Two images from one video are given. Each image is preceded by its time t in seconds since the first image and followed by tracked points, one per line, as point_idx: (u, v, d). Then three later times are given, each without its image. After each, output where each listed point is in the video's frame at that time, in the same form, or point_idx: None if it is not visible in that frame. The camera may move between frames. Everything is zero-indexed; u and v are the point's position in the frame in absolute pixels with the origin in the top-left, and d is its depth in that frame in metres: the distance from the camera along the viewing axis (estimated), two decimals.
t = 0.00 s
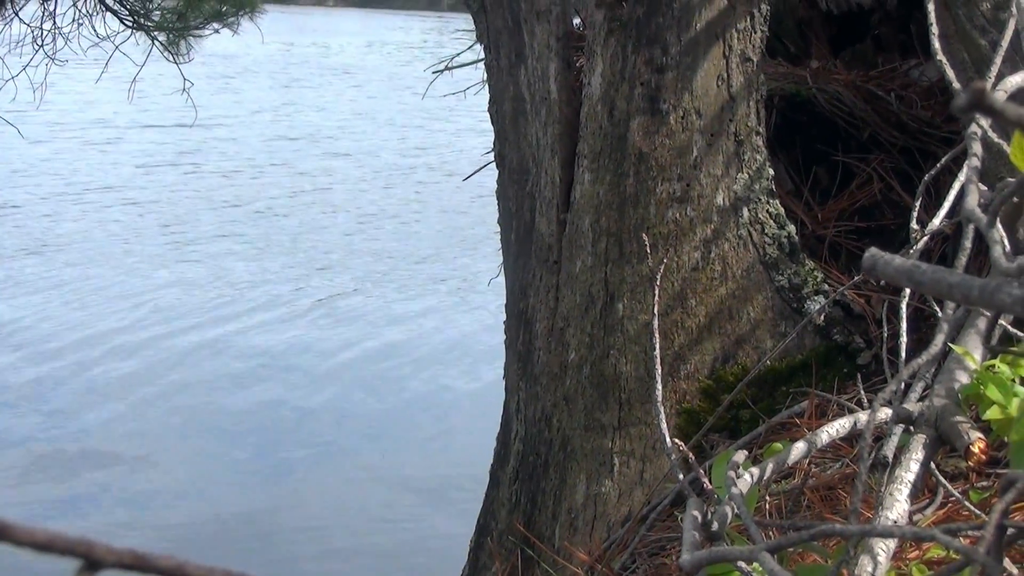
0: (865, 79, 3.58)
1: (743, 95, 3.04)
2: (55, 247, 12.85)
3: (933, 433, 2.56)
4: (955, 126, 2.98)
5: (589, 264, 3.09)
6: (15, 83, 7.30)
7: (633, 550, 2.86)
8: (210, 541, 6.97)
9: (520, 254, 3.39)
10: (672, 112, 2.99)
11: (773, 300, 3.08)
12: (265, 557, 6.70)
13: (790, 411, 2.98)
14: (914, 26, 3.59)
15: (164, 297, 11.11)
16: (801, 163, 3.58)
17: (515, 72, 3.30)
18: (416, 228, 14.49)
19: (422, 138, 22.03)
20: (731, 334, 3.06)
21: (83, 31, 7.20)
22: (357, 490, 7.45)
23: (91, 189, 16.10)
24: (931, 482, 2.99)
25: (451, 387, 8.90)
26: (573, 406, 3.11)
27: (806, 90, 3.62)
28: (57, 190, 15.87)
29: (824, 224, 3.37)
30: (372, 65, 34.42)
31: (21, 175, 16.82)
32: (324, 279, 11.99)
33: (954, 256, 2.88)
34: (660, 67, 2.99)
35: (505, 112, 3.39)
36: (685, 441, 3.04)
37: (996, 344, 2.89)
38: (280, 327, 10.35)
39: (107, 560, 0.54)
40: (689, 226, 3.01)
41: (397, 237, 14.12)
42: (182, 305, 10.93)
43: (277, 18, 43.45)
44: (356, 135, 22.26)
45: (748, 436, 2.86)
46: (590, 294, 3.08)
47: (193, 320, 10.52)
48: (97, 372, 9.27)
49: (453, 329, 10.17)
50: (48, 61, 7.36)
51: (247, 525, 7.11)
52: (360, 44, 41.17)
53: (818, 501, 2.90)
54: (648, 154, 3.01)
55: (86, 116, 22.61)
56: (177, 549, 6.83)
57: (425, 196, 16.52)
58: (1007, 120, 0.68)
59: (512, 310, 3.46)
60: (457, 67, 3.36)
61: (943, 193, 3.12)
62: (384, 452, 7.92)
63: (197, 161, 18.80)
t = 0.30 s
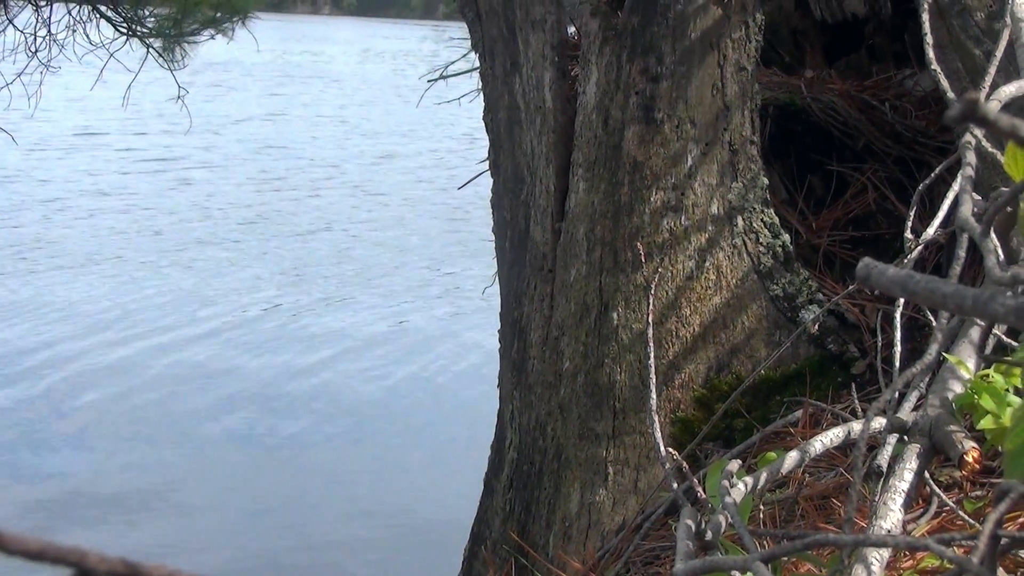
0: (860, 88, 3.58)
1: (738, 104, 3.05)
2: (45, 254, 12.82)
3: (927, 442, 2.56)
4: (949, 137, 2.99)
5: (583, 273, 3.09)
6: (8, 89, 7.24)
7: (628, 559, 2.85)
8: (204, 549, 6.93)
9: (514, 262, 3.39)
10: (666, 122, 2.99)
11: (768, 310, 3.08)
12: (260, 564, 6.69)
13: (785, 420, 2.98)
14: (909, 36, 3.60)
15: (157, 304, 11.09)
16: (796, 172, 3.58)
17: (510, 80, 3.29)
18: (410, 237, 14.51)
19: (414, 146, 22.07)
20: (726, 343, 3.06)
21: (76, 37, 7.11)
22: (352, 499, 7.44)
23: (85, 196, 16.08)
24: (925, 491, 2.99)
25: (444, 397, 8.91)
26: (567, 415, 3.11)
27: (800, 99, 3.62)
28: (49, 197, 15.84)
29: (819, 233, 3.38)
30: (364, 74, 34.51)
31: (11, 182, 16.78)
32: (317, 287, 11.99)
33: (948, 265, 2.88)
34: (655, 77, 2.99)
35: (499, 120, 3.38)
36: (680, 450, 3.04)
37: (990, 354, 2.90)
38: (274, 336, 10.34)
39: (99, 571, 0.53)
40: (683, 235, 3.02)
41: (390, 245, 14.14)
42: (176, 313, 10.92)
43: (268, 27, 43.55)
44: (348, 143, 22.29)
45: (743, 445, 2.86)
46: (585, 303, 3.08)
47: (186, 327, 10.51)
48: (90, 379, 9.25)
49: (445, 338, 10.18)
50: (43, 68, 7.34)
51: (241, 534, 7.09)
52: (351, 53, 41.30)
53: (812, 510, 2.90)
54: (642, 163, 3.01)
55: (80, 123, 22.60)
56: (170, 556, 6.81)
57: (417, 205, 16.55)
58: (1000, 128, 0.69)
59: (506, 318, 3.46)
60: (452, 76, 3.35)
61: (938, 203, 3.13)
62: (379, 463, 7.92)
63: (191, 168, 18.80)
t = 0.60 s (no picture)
0: (854, 99, 3.57)
1: (731, 114, 3.05)
2: (39, 262, 12.82)
3: (920, 452, 2.58)
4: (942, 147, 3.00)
5: (577, 283, 3.09)
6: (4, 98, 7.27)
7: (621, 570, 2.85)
8: (200, 555, 6.93)
9: (507, 272, 3.39)
10: (660, 132, 3.00)
11: (761, 320, 3.09)
12: (256, 570, 6.68)
13: (779, 430, 2.98)
14: (902, 47, 3.61)
15: (152, 313, 11.08)
16: (790, 182, 3.59)
17: (504, 91, 3.28)
18: (403, 245, 14.54)
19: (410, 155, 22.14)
20: (719, 354, 3.06)
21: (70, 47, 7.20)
22: (348, 506, 7.45)
23: (79, 205, 16.07)
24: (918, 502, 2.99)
25: (438, 406, 8.92)
26: (561, 425, 3.11)
27: (794, 110, 3.63)
28: (44, 206, 15.82)
29: (812, 244, 3.38)
30: (358, 84, 34.63)
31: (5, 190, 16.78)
32: (312, 295, 12.01)
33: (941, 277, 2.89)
34: (649, 87, 2.99)
35: (493, 130, 3.37)
36: (673, 460, 3.03)
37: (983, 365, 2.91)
38: (268, 344, 10.34)
39: None
40: (677, 246, 3.02)
41: (385, 253, 14.18)
42: (170, 322, 10.90)
43: (263, 37, 43.70)
44: (344, 151, 22.35)
45: (736, 456, 2.87)
46: (579, 313, 3.08)
47: (181, 336, 10.50)
48: (84, 387, 9.22)
49: (440, 347, 10.21)
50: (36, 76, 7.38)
51: (237, 541, 7.09)
52: (346, 63, 41.43)
53: (805, 521, 2.90)
54: (636, 173, 3.01)
55: (74, 131, 22.59)
56: (166, 563, 6.80)
57: (412, 213, 16.61)
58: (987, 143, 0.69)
59: (500, 329, 3.45)
60: (446, 85, 3.35)
61: (931, 214, 3.13)
62: (374, 472, 7.93)
63: (185, 176, 18.83)
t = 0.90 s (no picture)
0: (847, 110, 3.54)
1: (724, 125, 3.05)
2: (32, 272, 12.82)
3: (912, 466, 2.49)
4: (935, 160, 3.00)
5: (570, 294, 3.09)
6: None
7: None
8: (195, 565, 6.93)
9: (500, 284, 3.39)
10: (653, 143, 3.00)
11: (754, 332, 3.08)
12: None
13: (771, 442, 2.98)
14: (894, 58, 3.60)
15: (147, 323, 11.09)
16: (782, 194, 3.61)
17: (497, 102, 3.27)
18: (397, 255, 14.59)
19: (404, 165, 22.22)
20: (712, 365, 3.06)
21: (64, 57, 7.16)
22: (345, 517, 7.48)
23: (73, 215, 16.08)
24: (911, 514, 3.00)
25: (432, 415, 8.95)
26: (553, 437, 3.11)
27: (786, 122, 3.65)
28: (38, 216, 15.83)
29: (805, 255, 3.39)
30: (352, 94, 34.73)
31: None
32: (306, 304, 12.04)
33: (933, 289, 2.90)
34: (642, 98, 3.00)
35: (487, 141, 3.37)
36: (666, 472, 3.04)
37: (974, 377, 2.91)
38: (263, 354, 10.36)
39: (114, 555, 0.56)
40: (669, 257, 3.02)
41: (378, 262, 14.22)
42: (165, 331, 10.92)
43: (256, 48, 43.81)
44: (338, 161, 22.42)
45: (728, 467, 2.87)
46: (572, 324, 3.08)
47: (176, 346, 10.51)
48: (78, 397, 9.22)
49: (433, 355, 10.26)
50: (30, 87, 7.44)
51: (233, 554, 7.10)
52: (339, 73, 41.53)
53: (797, 533, 2.90)
54: (629, 185, 3.01)
55: (69, 141, 22.62)
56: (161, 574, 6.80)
57: (406, 222, 16.67)
58: (982, 161, 0.75)
59: (493, 340, 3.46)
60: (440, 96, 3.35)
61: (923, 226, 3.13)
62: (369, 481, 7.94)
63: (179, 186, 18.84)
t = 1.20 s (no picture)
0: (839, 122, 3.57)
1: (717, 137, 3.05)
2: (26, 281, 12.81)
3: (904, 477, 2.46)
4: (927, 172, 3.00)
5: (563, 305, 3.09)
6: None
7: None
8: None
9: (492, 296, 3.39)
10: (645, 155, 3.00)
11: (746, 344, 3.08)
12: None
13: (764, 453, 2.98)
14: (887, 71, 3.57)
15: (140, 333, 11.08)
16: (775, 206, 3.61)
17: (490, 114, 3.27)
18: (389, 263, 14.63)
19: (398, 174, 22.30)
20: (705, 377, 3.06)
21: (59, 67, 7.26)
22: (341, 526, 7.50)
23: (66, 224, 16.07)
24: (903, 526, 2.99)
25: (425, 422, 8.97)
26: (546, 448, 3.11)
27: (780, 133, 3.64)
28: (32, 225, 15.82)
29: (798, 267, 3.39)
30: (346, 102, 34.83)
31: None
32: (301, 313, 12.06)
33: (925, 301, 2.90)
34: (635, 110, 3.00)
35: (480, 152, 3.36)
36: (659, 484, 3.03)
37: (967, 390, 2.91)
38: (256, 363, 10.37)
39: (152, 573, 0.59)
40: (662, 269, 3.02)
41: (373, 271, 14.27)
42: (158, 341, 10.91)
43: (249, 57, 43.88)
44: (333, 170, 22.48)
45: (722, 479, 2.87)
46: (564, 336, 3.08)
47: (169, 355, 10.50)
48: (71, 407, 9.19)
49: (428, 364, 10.29)
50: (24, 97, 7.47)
51: (229, 564, 7.11)
52: (333, 82, 41.62)
53: (790, 545, 2.90)
54: (622, 197, 3.02)
55: (61, 151, 22.60)
56: None
57: (400, 230, 16.72)
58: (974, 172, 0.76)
59: (486, 352, 3.46)
60: (433, 106, 3.34)
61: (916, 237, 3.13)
62: (364, 490, 7.96)
63: (174, 195, 18.86)
